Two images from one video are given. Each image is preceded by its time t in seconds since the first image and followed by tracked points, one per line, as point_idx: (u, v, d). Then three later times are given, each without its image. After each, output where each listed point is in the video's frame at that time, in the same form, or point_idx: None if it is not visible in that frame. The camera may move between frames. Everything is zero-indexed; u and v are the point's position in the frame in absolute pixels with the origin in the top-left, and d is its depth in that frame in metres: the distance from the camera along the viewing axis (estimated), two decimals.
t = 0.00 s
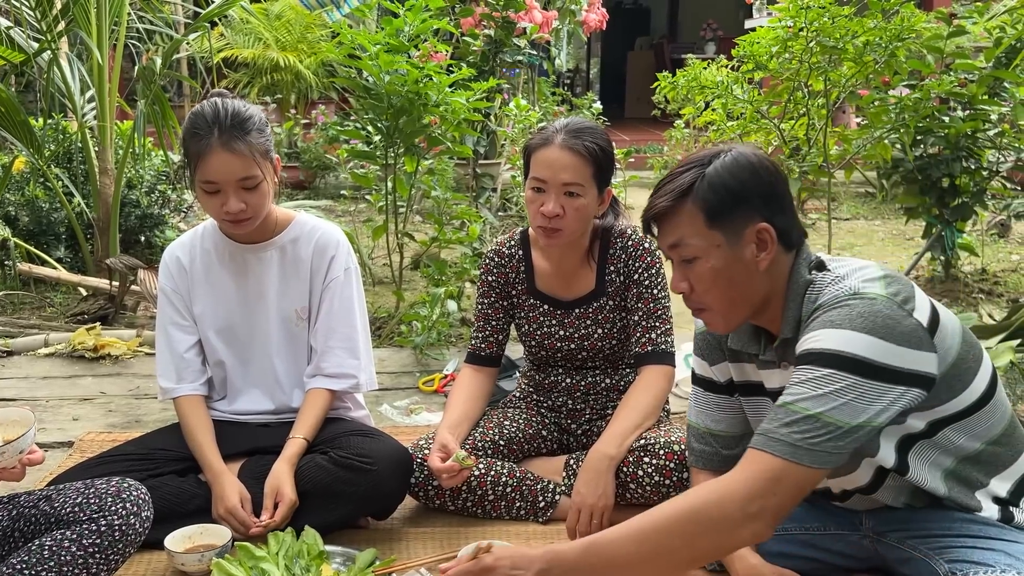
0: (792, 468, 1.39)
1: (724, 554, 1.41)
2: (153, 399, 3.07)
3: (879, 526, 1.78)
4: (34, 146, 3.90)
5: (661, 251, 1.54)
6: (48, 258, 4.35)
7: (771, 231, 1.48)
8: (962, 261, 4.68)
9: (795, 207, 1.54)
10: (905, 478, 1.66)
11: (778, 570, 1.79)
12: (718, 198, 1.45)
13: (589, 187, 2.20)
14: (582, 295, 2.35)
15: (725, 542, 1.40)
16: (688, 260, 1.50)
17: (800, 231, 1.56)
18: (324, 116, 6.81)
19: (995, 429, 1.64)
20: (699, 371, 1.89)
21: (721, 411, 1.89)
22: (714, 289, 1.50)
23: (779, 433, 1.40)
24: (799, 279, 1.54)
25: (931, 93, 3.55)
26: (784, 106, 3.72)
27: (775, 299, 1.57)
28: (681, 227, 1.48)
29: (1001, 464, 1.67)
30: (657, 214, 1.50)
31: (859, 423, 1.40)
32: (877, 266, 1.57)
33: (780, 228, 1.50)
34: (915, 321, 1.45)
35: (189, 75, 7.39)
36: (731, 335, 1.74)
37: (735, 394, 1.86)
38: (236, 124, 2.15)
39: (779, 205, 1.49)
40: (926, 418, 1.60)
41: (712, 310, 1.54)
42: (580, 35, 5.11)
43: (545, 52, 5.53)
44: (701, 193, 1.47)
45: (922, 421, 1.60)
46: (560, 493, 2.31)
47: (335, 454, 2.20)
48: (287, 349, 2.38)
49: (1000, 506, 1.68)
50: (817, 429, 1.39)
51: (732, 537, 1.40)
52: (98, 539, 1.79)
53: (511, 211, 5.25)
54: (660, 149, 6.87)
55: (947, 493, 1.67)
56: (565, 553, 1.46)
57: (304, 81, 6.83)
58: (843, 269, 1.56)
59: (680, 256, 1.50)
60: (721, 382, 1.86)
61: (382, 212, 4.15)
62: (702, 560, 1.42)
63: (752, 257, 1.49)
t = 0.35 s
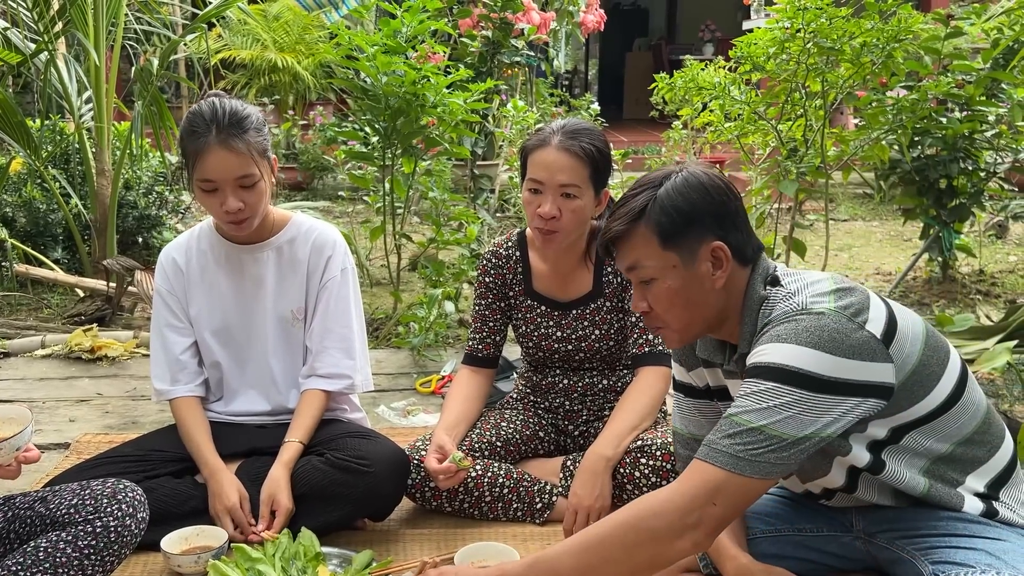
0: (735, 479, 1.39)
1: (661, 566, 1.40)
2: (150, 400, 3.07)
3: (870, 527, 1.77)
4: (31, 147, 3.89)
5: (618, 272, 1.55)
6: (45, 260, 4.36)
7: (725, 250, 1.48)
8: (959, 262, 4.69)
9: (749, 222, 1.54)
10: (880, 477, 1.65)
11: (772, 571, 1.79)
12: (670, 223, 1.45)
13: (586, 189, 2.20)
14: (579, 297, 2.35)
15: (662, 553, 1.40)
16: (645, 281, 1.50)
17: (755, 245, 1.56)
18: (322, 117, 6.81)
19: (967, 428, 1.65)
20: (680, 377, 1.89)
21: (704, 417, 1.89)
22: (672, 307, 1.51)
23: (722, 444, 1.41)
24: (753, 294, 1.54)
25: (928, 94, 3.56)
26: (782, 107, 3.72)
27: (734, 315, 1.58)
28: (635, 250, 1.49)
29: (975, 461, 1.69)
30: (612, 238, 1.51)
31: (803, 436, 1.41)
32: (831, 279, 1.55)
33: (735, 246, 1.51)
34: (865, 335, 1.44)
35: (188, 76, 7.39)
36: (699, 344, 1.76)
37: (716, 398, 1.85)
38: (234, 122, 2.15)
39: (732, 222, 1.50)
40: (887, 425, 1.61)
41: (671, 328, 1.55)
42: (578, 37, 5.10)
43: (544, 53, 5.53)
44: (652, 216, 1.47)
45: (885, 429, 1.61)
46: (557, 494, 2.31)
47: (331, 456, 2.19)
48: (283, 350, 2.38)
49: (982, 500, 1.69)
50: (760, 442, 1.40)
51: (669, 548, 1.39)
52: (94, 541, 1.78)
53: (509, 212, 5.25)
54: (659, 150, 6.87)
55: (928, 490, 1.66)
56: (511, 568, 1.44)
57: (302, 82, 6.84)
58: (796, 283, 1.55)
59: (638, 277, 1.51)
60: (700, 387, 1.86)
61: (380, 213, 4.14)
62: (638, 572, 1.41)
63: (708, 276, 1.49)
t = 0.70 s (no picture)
0: (727, 483, 1.39)
1: (652, 569, 1.41)
2: (149, 400, 3.07)
3: (869, 527, 1.77)
4: (31, 147, 3.89)
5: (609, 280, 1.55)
6: (45, 260, 4.36)
7: (714, 254, 1.48)
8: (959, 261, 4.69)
9: (737, 226, 1.55)
10: (875, 476, 1.65)
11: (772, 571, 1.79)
12: (658, 229, 1.46)
13: (586, 189, 2.20)
14: (578, 297, 2.35)
15: (653, 556, 1.40)
16: (635, 288, 1.50)
17: (743, 248, 1.56)
18: (322, 117, 6.82)
19: (961, 427, 1.65)
20: (675, 377, 1.88)
21: (699, 417, 1.89)
22: (664, 312, 1.50)
23: (712, 447, 1.40)
24: (742, 297, 1.54)
25: (928, 94, 3.56)
26: (782, 107, 3.72)
27: (725, 318, 1.58)
28: (624, 258, 1.49)
29: (970, 460, 1.69)
30: (600, 247, 1.51)
31: (795, 437, 1.40)
32: (819, 280, 1.56)
33: (723, 250, 1.51)
34: (853, 335, 1.44)
35: (188, 76, 7.39)
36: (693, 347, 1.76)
37: (712, 397, 1.85)
38: (234, 118, 2.15)
39: (720, 227, 1.50)
40: (880, 426, 1.61)
41: (663, 334, 1.55)
42: (578, 37, 5.10)
43: (544, 53, 5.52)
44: (640, 223, 1.47)
45: (876, 430, 1.62)
46: (557, 494, 2.30)
47: (330, 456, 2.19)
48: (281, 351, 2.37)
49: (979, 498, 1.70)
50: (749, 444, 1.39)
51: (659, 552, 1.40)
52: (93, 541, 1.78)
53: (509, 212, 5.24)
54: (659, 150, 6.87)
55: (923, 489, 1.66)
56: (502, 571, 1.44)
57: (302, 82, 6.84)
58: (785, 285, 1.55)
59: (628, 284, 1.51)
60: (695, 387, 1.86)
61: (380, 213, 4.14)
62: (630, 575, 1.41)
63: (698, 281, 1.49)
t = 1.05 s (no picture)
0: (719, 484, 1.39)
1: (645, 570, 1.40)
2: (150, 400, 3.06)
3: (870, 527, 1.77)
4: (32, 147, 3.90)
5: (606, 285, 1.55)
6: (46, 260, 4.36)
7: (710, 259, 1.48)
8: (960, 262, 4.68)
9: (733, 230, 1.55)
10: (873, 476, 1.65)
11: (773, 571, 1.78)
12: (654, 235, 1.46)
13: (586, 190, 2.20)
14: (579, 297, 2.34)
15: (646, 557, 1.39)
16: (631, 294, 1.50)
17: (740, 251, 1.56)
18: (323, 117, 6.82)
19: (960, 428, 1.65)
20: (674, 378, 1.87)
21: (697, 417, 1.88)
22: (660, 319, 1.50)
23: (705, 449, 1.40)
24: (739, 301, 1.54)
25: (929, 94, 3.57)
26: (783, 107, 3.71)
27: (722, 323, 1.57)
28: (621, 264, 1.49)
29: (970, 460, 1.69)
30: (596, 253, 1.51)
31: (790, 440, 1.40)
32: (817, 283, 1.55)
33: (719, 255, 1.51)
34: (849, 338, 1.44)
35: (188, 77, 7.39)
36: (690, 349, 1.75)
37: (710, 398, 1.84)
38: (236, 113, 2.15)
39: (716, 231, 1.50)
40: (877, 429, 1.61)
41: (661, 340, 1.55)
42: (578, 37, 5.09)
43: (545, 53, 5.52)
44: (636, 229, 1.47)
45: (874, 433, 1.61)
46: (557, 494, 2.30)
47: (331, 456, 2.19)
48: (283, 349, 2.37)
49: (978, 498, 1.70)
50: (744, 446, 1.39)
51: (651, 553, 1.39)
52: (92, 540, 1.78)
53: (509, 212, 5.24)
54: (659, 150, 6.87)
55: (922, 491, 1.66)
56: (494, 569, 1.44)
57: (303, 82, 6.84)
58: (782, 287, 1.54)
59: (624, 290, 1.51)
60: (693, 388, 1.85)
61: (381, 213, 4.14)
62: None
63: (694, 286, 1.49)
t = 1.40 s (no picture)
0: (728, 484, 1.38)
1: (651, 571, 1.40)
2: (152, 400, 3.07)
3: (871, 527, 1.76)
4: (36, 147, 3.91)
5: (606, 284, 1.55)
6: (49, 259, 4.37)
7: (711, 257, 1.48)
8: (963, 262, 4.68)
9: (733, 229, 1.55)
10: (875, 477, 1.64)
11: (774, 571, 1.78)
12: (654, 234, 1.46)
13: (588, 190, 2.20)
14: (581, 297, 2.35)
15: (654, 559, 1.39)
16: (632, 293, 1.50)
17: (740, 251, 1.56)
18: (325, 117, 6.83)
19: (961, 428, 1.65)
20: (675, 378, 1.87)
21: (698, 417, 1.88)
22: (661, 317, 1.50)
23: (712, 449, 1.40)
24: (740, 300, 1.54)
25: (932, 94, 3.57)
26: (785, 107, 3.71)
27: (722, 321, 1.57)
28: (621, 263, 1.49)
29: (971, 460, 1.69)
30: (597, 252, 1.51)
31: (795, 439, 1.40)
32: (819, 282, 1.55)
33: (720, 254, 1.51)
34: (851, 336, 1.44)
35: (191, 76, 7.40)
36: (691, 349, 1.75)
37: (711, 398, 1.84)
38: (240, 113, 2.15)
39: (716, 230, 1.50)
40: (879, 428, 1.61)
41: (661, 338, 1.55)
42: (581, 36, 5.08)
43: (547, 53, 5.52)
44: (636, 227, 1.47)
45: (876, 431, 1.61)
46: (559, 494, 2.30)
47: (333, 455, 2.19)
48: (285, 348, 2.37)
49: (979, 499, 1.69)
50: (750, 446, 1.39)
51: (658, 555, 1.39)
52: (94, 538, 1.78)
53: (512, 212, 5.24)
54: (662, 150, 6.87)
55: (923, 491, 1.66)
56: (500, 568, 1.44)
57: (305, 82, 6.84)
58: (783, 286, 1.55)
59: (625, 289, 1.51)
60: (694, 388, 1.85)
61: (383, 213, 4.14)
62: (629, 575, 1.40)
63: (695, 285, 1.49)
